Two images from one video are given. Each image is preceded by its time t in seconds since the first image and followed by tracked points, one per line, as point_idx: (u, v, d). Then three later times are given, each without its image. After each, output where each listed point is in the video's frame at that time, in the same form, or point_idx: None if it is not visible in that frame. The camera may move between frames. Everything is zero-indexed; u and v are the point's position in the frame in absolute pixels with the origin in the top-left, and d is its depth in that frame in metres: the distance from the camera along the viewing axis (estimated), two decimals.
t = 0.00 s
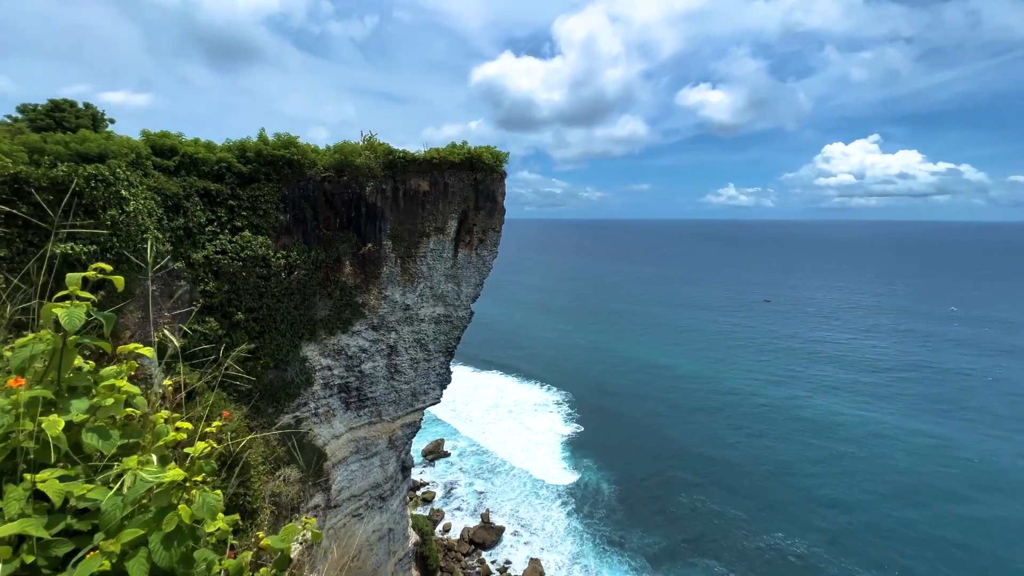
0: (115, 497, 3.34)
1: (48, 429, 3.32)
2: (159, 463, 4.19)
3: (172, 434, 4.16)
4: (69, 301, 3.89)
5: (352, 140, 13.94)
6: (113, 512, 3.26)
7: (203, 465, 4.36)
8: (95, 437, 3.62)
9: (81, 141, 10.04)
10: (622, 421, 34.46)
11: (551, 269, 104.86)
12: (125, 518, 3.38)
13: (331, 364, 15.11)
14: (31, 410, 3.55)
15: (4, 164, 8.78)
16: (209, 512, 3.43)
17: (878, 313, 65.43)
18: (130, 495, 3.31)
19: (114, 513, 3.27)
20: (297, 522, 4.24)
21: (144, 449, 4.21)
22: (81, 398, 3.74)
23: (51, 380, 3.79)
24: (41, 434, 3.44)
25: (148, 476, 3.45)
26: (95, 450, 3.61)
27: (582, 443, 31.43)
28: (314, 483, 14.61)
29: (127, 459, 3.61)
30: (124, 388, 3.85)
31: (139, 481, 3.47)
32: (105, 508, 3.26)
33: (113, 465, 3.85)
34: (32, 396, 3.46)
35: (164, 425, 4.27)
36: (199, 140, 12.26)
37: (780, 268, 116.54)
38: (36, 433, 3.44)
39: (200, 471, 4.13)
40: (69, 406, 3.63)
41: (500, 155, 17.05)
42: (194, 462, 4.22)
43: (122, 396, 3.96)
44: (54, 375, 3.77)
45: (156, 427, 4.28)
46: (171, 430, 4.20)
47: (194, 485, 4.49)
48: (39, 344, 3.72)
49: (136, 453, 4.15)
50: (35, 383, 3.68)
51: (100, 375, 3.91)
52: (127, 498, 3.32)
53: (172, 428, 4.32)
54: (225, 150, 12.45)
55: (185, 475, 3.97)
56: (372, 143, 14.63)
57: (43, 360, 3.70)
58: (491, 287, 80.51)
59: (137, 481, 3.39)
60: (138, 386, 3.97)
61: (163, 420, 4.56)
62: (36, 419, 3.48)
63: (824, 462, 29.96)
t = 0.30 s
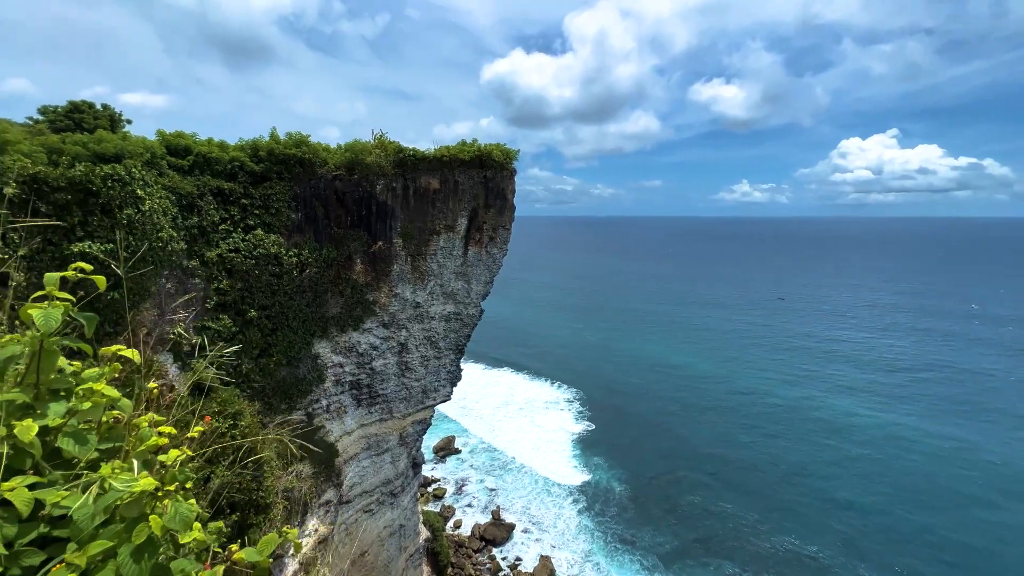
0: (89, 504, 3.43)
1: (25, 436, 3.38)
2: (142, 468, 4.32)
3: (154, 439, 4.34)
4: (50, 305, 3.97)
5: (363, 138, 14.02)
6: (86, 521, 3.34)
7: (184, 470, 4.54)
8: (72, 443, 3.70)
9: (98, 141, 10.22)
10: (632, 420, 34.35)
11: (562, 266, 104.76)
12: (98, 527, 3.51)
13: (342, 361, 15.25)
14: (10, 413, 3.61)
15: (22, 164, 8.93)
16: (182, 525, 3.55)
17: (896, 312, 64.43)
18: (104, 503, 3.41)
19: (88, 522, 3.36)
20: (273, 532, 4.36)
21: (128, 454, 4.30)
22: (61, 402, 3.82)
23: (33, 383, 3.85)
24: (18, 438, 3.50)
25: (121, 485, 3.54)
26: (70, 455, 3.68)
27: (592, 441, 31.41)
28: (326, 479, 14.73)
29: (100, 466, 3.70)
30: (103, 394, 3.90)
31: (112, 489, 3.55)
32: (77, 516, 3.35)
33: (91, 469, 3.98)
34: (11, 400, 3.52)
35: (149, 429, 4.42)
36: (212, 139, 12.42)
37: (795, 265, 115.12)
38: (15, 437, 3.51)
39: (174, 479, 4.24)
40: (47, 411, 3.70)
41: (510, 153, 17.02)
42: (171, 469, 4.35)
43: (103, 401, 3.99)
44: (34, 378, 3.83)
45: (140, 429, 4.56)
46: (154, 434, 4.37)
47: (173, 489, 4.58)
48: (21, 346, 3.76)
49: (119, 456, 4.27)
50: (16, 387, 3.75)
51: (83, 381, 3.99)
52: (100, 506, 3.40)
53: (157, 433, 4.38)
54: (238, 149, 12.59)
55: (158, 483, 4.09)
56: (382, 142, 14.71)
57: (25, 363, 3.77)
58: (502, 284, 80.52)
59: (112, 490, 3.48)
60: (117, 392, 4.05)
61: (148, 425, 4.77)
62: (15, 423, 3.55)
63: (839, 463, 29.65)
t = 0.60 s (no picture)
0: (65, 513, 3.11)
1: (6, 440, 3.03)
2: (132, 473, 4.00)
3: (141, 443, 3.93)
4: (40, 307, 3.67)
5: (378, 139, 14.20)
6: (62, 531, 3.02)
7: (170, 478, 4.08)
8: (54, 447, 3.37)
9: (123, 145, 10.55)
10: (649, 420, 34.19)
11: (578, 265, 104.67)
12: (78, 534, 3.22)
13: (359, 359, 15.46)
14: None
15: (50, 168, 9.23)
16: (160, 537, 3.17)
17: (922, 311, 62.91)
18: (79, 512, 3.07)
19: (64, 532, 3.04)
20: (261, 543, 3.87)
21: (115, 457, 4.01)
22: (48, 405, 3.46)
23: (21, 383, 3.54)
24: None
25: (99, 492, 3.19)
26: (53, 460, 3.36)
27: (609, 441, 31.33)
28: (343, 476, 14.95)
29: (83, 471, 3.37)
30: (88, 397, 3.50)
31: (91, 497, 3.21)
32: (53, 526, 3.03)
33: (75, 473, 3.67)
34: None
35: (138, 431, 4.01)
36: (232, 142, 12.73)
37: (815, 263, 113.17)
38: None
39: (151, 487, 3.83)
40: (32, 413, 3.36)
41: (524, 152, 17.07)
42: (146, 477, 3.86)
43: (90, 403, 3.60)
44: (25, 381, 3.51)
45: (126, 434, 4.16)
46: (141, 438, 3.94)
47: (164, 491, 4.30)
48: (11, 350, 3.48)
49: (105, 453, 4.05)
50: (4, 391, 3.42)
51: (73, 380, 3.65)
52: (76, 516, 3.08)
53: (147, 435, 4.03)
54: (257, 151, 12.87)
55: (136, 491, 3.71)
56: (397, 142, 14.87)
57: (14, 367, 3.47)
58: (517, 283, 80.65)
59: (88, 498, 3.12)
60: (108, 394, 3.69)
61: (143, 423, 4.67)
62: None
63: (861, 466, 29.17)
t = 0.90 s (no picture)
0: (66, 502, 2.88)
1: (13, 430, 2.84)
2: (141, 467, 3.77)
3: (149, 435, 3.71)
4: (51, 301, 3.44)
5: (396, 139, 14.40)
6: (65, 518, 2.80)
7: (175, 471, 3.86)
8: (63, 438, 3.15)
9: (151, 149, 10.92)
10: (666, 421, 34.02)
11: (596, 264, 104.31)
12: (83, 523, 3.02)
13: (377, 357, 15.70)
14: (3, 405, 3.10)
15: (83, 171, 9.60)
16: (160, 528, 2.91)
17: (953, 311, 61.21)
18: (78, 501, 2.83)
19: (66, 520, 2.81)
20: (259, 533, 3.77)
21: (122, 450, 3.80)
22: (59, 396, 3.27)
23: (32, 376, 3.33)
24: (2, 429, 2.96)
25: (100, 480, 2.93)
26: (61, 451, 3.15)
27: (627, 441, 31.24)
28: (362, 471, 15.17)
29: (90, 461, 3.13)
30: (98, 388, 3.30)
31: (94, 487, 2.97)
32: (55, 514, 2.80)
33: (82, 463, 3.44)
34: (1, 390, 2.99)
35: (147, 423, 3.79)
36: (255, 144, 13.05)
37: (840, 262, 110.90)
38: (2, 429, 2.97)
39: (152, 477, 3.47)
40: (42, 402, 3.17)
41: (541, 150, 17.13)
42: (151, 467, 3.61)
43: (100, 396, 3.43)
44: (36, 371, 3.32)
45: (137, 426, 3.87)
46: (150, 429, 3.72)
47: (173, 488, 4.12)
48: (23, 342, 3.31)
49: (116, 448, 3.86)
50: (16, 381, 3.21)
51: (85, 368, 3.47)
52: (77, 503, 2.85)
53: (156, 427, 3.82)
54: (278, 153, 13.17)
55: (139, 480, 3.37)
56: (415, 142, 15.07)
57: (28, 359, 3.23)
58: (534, 283, 80.71)
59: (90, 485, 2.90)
60: (120, 385, 3.48)
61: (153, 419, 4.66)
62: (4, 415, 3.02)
63: (886, 472, 28.64)
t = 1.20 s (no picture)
0: (101, 488, 3.00)
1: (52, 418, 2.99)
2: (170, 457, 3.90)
3: (177, 426, 3.89)
4: (85, 295, 3.54)
5: (413, 139, 14.58)
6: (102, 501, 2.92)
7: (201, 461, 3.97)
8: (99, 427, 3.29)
9: (176, 151, 11.23)
10: (684, 421, 33.83)
11: (614, 263, 103.83)
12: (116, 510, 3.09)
13: (395, 355, 15.93)
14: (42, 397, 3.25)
15: (113, 173, 9.94)
16: (189, 513, 3.00)
17: (984, 311, 59.48)
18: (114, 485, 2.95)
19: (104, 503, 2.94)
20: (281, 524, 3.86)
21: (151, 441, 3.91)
22: (92, 388, 3.42)
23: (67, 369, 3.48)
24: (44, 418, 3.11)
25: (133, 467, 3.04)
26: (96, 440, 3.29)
27: (644, 440, 31.13)
28: (380, 467, 15.38)
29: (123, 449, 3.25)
30: (131, 380, 3.48)
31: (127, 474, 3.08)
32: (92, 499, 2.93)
33: (114, 453, 3.57)
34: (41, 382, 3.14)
35: (175, 415, 3.92)
36: (276, 146, 13.34)
37: (865, 260, 108.59)
38: (42, 419, 3.12)
39: (181, 465, 3.63)
40: (78, 393, 3.31)
41: (557, 148, 17.17)
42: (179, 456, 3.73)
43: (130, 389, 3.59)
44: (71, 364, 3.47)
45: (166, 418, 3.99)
46: (176, 421, 3.90)
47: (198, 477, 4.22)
48: (60, 337, 3.47)
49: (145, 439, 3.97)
50: (53, 374, 3.37)
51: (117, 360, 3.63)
52: (112, 488, 2.96)
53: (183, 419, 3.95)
54: (298, 153, 13.44)
55: (168, 468, 3.51)
56: (432, 142, 15.23)
57: (64, 353, 3.37)
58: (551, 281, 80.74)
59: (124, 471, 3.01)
60: (149, 377, 3.61)
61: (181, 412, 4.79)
62: (42, 405, 3.16)
63: (912, 476, 28.10)
